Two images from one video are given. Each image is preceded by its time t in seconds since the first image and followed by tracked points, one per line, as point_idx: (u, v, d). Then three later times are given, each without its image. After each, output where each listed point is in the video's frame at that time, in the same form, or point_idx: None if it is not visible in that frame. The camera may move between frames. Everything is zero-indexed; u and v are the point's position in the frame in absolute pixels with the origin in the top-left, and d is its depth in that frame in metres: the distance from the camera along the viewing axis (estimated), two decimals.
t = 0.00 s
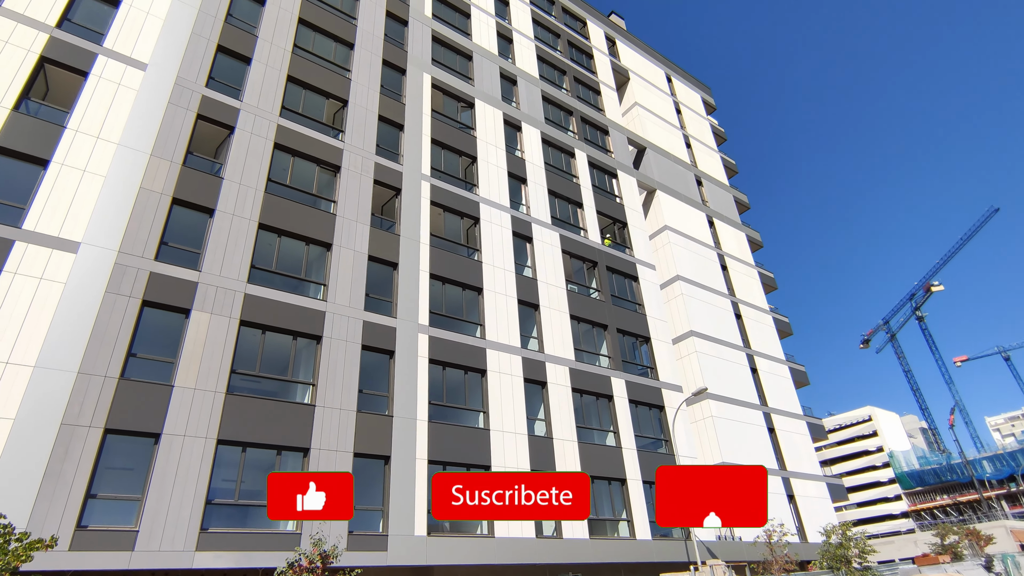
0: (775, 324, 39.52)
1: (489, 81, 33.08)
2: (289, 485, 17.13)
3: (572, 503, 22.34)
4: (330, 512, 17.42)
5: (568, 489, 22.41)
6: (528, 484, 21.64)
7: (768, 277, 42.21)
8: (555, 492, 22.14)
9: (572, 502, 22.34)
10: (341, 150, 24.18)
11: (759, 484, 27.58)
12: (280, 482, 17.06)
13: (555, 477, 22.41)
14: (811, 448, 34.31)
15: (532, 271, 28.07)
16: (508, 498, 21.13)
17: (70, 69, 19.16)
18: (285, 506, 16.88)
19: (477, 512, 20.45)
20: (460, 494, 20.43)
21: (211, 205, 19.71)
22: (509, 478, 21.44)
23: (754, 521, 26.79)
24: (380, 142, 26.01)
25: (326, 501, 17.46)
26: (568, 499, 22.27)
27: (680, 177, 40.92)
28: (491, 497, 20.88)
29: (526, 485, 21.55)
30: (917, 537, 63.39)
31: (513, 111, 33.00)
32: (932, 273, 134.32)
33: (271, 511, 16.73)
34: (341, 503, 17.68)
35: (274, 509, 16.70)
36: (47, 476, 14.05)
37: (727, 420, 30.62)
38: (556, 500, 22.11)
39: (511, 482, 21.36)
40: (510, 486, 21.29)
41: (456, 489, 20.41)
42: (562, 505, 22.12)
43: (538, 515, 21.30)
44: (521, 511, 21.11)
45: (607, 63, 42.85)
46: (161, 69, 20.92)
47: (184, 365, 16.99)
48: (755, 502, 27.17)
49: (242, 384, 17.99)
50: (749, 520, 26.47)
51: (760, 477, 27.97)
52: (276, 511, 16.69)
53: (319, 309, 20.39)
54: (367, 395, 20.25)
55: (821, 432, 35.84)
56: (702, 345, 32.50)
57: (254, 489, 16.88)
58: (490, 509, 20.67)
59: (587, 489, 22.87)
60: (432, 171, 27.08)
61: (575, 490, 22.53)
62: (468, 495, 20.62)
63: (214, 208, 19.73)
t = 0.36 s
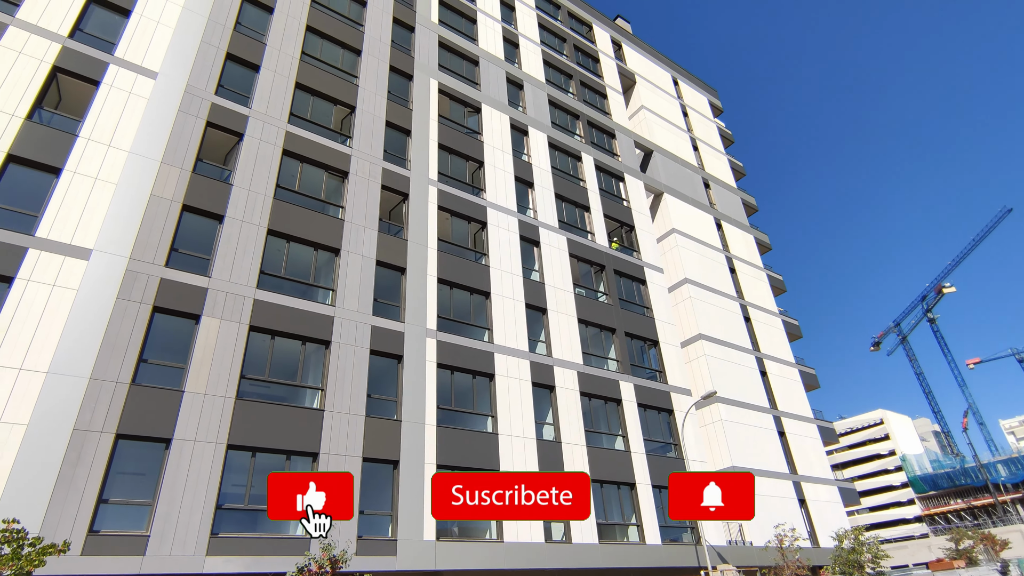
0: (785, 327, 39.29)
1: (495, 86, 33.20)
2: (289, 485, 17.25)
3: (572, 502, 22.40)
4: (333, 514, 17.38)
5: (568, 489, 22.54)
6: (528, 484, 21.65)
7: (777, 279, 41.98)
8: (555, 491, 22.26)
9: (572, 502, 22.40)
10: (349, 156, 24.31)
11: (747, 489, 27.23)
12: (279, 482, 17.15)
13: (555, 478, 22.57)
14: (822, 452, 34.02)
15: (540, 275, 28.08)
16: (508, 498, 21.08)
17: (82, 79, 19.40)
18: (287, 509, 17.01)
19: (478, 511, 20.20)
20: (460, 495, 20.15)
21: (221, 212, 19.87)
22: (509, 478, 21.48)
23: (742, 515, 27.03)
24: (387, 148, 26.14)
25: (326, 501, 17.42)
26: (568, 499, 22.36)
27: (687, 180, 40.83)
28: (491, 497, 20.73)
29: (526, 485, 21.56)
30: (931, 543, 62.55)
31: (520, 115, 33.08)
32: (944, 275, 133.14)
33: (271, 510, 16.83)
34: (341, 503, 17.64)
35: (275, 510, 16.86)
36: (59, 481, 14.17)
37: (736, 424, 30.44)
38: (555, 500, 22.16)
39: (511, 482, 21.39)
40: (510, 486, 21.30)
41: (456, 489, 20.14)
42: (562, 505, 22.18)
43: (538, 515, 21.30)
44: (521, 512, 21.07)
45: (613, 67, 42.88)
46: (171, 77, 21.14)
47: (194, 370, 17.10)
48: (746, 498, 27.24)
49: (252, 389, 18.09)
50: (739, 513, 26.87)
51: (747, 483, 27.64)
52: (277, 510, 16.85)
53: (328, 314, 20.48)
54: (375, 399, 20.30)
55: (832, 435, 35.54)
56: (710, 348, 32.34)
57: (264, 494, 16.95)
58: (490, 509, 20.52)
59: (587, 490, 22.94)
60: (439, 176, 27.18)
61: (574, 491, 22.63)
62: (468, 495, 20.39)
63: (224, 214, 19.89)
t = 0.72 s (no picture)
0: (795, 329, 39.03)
1: (502, 91, 33.29)
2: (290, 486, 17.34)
3: (572, 503, 22.14)
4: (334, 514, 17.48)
5: (568, 489, 22.26)
6: (528, 483, 21.33)
7: (787, 281, 41.73)
8: (555, 491, 22.01)
9: (572, 502, 22.14)
10: (357, 161, 24.44)
11: (748, 489, 26.95)
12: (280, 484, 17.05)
13: (555, 477, 22.32)
14: (833, 456, 33.72)
15: (547, 278, 28.07)
16: (508, 498, 20.77)
17: (94, 87, 19.63)
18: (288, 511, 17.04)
19: (477, 512, 19.97)
20: (461, 495, 19.99)
21: (231, 218, 20.03)
22: (509, 478, 21.16)
23: (743, 516, 26.60)
24: (395, 153, 26.25)
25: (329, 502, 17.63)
26: (567, 499, 22.10)
27: (695, 182, 40.72)
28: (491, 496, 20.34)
29: (526, 485, 21.24)
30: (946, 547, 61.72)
31: (527, 119, 33.15)
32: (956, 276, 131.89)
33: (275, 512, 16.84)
34: (348, 505, 17.68)
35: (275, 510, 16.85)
36: (73, 486, 14.30)
37: (747, 427, 30.23)
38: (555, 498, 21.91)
39: (511, 481, 21.06)
40: (510, 486, 20.96)
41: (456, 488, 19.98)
42: (562, 505, 21.95)
43: (537, 515, 21.11)
44: (520, 512, 20.92)
45: (620, 70, 42.90)
46: (181, 85, 21.36)
47: (204, 375, 17.21)
48: (746, 498, 26.92)
49: (262, 394, 18.19)
50: (740, 514, 26.39)
51: (748, 483, 27.34)
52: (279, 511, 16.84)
53: (337, 319, 20.56)
54: (384, 404, 20.35)
55: (843, 438, 35.21)
56: (720, 351, 32.16)
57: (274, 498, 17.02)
58: (490, 509, 20.20)
59: (587, 490, 22.64)
60: (446, 180, 27.25)
61: (575, 490, 22.37)
62: (468, 495, 20.18)
63: (234, 220, 20.04)
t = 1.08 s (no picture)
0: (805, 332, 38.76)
1: (509, 95, 33.39)
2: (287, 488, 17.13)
3: (572, 503, 22.01)
4: (333, 514, 17.44)
5: (568, 489, 22.17)
6: (528, 484, 21.26)
7: (796, 283, 41.47)
8: (555, 491, 21.90)
9: (572, 502, 22.01)
10: (365, 167, 24.56)
11: (748, 489, 26.97)
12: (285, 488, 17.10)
13: (555, 477, 22.20)
14: (846, 459, 33.40)
15: (556, 282, 28.06)
16: (508, 498, 20.55)
17: (106, 96, 19.87)
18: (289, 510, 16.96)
19: (477, 512, 19.79)
20: (461, 495, 19.78)
21: (240, 224, 20.18)
22: (509, 478, 21.01)
23: (744, 516, 26.57)
24: (402, 158, 26.38)
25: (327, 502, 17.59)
26: (567, 499, 21.99)
27: (703, 184, 40.61)
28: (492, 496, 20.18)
29: (526, 485, 21.16)
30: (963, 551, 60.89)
31: (534, 123, 33.21)
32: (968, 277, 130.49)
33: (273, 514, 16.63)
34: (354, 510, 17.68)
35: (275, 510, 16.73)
36: (86, 491, 14.42)
37: (758, 431, 30.03)
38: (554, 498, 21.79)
39: (511, 482, 20.92)
40: (510, 486, 20.80)
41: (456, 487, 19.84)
42: (562, 505, 21.79)
43: (537, 515, 21.02)
44: (523, 512, 20.81)
45: (626, 73, 42.91)
46: (192, 94, 21.58)
47: (215, 381, 17.33)
48: (746, 498, 26.92)
49: (273, 399, 18.29)
50: (740, 514, 26.33)
51: (747, 483, 27.32)
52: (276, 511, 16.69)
53: (346, 324, 20.64)
54: (394, 408, 20.40)
55: (856, 442, 34.89)
56: (729, 354, 31.99)
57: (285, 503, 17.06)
58: (490, 509, 19.99)
59: (587, 490, 22.55)
60: (454, 185, 27.32)
61: (575, 490, 22.27)
62: (468, 495, 19.95)
63: (244, 227, 20.19)
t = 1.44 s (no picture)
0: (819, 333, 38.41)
1: (517, 101, 33.49)
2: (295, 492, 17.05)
3: (583, 507, 21.87)
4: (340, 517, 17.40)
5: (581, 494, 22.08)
6: (528, 483, 20.95)
7: (809, 284, 41.13)
8: (555, 491, 21.48)
9: (582, 506, 21.87)
10: (375, 175, 24.72)
11: (748, 489, 26.63)
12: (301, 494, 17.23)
13: (561, 479, 21.82)
14: (863, 462, 33.00)
15: (566, 287, 28.04)
16: (508, 498, 20.27)
17: (120, 110, 20.17)
18: (288, 511, 16.59)
19: (477, 512, 19.61)
20: (460, 495, 19.59)
21: (253, 234, 20.37)
22: (508, 478, 20.70)
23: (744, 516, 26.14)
24: (412, 166, 26.51)
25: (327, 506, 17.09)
26: (568, 499, 21.61)
27: (713, 187, 40.43)
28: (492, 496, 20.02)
29: (526, 485, 20.84)
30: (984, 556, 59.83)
31: (542, 129, 33.28)
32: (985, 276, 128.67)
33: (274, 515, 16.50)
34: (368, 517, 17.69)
35: (275, 509, 16.52)
36: (103, 500, 14.57)
37: (772, 434, 29.75)
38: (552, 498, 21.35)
39: (511, 481, 20.61)
40: (510, 486, 20.49)
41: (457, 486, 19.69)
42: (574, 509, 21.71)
43: (536, 515, 20.73)
44: (522, 511, 20.49)
45: (634, 77, 42.92)
46: (204, 105, 21.86)
47: (230, 389, 17.47)
48: (746, 497, 26.61)
49: (286, 407, 18.40)
50: (740, 514, 25.96)
51: (748, 483, 26.95)
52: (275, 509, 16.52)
53: (357, 331, 20.74)
54: (406, 415, 20.44)
55: (873, 444, 34.47)
56: (742, 356, 31.76)
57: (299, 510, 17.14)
58: (490, 509, 19.82)
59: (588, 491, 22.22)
60: (463, 191, 27.42)
61: (575, 490, 21.89)
62: (468, 495, 19.81)
63: (256, 236, 20.38)
